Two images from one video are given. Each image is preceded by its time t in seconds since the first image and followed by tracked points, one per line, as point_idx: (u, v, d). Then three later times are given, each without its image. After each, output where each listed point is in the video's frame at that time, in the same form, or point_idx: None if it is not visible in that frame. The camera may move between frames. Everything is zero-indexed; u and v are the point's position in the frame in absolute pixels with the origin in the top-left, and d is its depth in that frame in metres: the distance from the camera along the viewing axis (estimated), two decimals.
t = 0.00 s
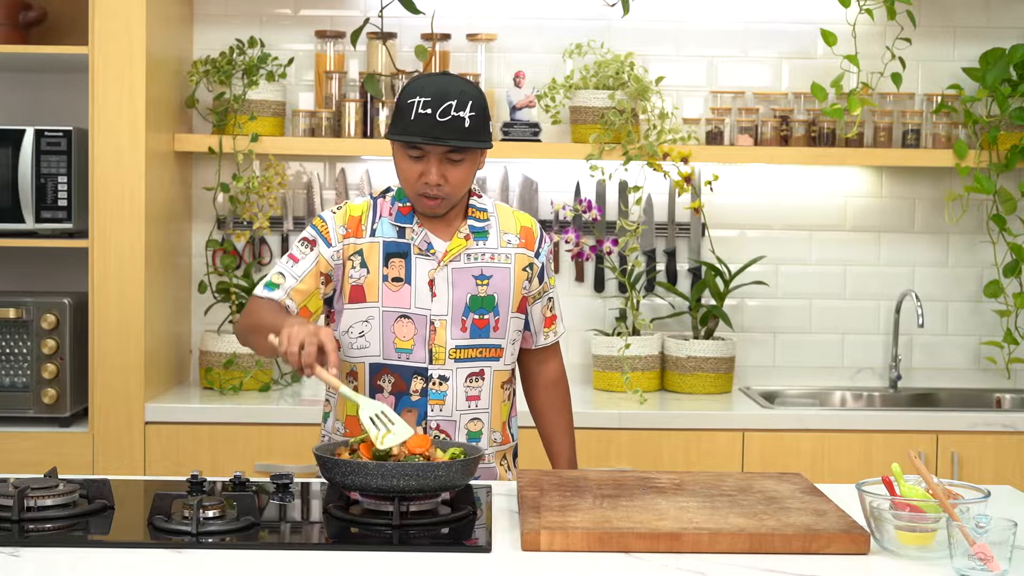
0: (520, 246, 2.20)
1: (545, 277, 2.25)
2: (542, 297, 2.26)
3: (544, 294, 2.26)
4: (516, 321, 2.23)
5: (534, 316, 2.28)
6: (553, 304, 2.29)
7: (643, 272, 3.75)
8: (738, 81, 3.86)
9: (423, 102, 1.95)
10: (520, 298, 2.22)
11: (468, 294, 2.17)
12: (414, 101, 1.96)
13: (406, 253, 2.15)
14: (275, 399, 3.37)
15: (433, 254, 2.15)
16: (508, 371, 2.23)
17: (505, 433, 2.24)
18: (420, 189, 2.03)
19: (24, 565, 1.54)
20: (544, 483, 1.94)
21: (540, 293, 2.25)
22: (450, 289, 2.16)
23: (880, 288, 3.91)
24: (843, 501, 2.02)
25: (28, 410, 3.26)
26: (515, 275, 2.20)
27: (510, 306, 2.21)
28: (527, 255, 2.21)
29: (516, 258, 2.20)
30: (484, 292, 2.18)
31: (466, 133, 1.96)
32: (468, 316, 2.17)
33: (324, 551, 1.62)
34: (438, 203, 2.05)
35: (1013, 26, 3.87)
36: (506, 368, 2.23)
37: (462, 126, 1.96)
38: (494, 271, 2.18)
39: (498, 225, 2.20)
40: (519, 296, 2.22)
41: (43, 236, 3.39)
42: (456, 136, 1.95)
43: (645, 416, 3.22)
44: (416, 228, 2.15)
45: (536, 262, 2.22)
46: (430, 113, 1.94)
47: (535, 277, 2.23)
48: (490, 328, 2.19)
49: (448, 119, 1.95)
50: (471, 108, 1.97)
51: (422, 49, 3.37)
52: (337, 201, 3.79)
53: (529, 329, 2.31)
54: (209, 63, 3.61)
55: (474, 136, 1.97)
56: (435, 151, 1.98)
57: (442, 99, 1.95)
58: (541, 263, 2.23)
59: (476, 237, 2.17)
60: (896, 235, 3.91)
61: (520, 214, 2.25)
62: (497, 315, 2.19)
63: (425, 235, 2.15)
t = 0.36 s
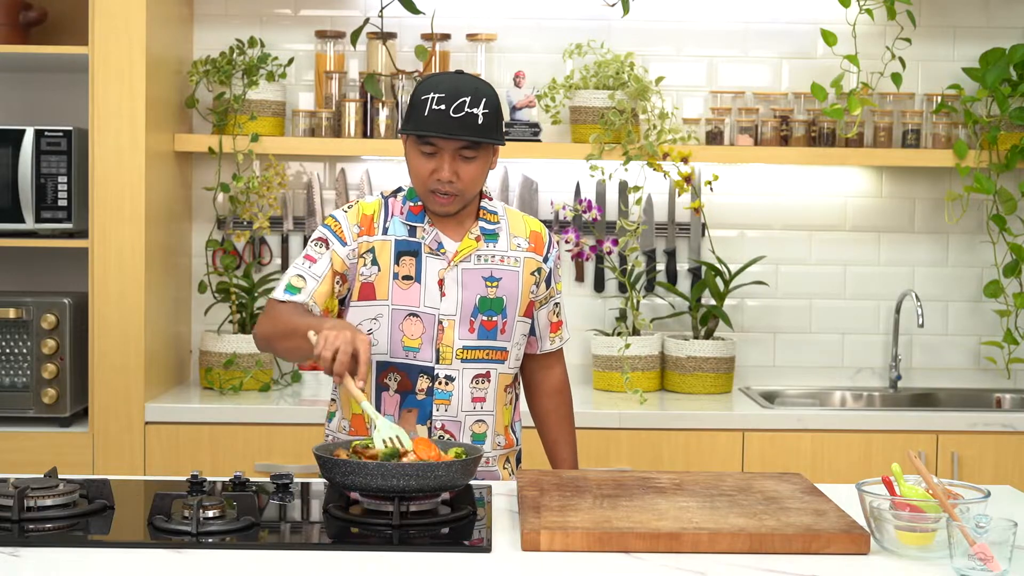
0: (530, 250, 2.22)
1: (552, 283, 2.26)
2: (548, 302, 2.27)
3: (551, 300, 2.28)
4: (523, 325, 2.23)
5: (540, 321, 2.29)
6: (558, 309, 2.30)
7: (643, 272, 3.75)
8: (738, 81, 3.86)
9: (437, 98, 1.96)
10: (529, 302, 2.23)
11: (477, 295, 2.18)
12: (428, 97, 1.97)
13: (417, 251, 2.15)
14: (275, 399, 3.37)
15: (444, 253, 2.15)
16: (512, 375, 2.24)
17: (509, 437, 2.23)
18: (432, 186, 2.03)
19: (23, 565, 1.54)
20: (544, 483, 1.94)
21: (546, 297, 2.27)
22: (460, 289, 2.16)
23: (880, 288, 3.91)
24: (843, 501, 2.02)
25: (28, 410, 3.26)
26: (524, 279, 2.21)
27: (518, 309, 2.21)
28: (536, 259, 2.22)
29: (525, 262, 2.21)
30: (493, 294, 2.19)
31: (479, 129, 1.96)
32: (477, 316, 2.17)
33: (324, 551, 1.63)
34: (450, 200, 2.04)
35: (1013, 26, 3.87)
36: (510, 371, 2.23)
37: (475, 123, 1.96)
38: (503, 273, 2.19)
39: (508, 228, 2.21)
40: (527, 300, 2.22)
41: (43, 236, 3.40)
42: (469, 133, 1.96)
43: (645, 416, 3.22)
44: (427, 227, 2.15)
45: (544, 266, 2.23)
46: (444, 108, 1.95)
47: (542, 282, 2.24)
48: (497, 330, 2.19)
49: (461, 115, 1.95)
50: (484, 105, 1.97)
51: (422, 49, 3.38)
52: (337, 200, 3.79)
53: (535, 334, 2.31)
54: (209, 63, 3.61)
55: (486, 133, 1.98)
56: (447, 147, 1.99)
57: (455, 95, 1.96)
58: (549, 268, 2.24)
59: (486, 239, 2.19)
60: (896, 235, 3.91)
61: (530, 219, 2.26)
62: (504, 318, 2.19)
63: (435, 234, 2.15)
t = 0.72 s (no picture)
0: (522, 248, 2.22)
1: (544, 279, 2.27)
2: (540, 298, 2.28)
3: (543, 296, 2.28)
4: (515, 323, 2.24)
5: (532, 318, 2.30)
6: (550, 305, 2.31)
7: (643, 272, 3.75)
8: (738, 81, 3.86)
9: (429, 97, 1.96)
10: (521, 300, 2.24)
11: (472, 294, 2.17)
12: (419, 97, 1.96)
13: (410, 251, 2.15)
14: (275, 399, 3.37)
15: (436, 252, 2.15)
16: (506, 373, 2.24)
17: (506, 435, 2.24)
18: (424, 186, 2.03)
19: (23, 565, 1.54)
20: (544, 483, 1.94)
21: (538, 294, 2.27)
22: (454, 288, 2.16)
23: (881, 288, 3.91)
24: (843, 501, 2.02)
25: (28, 410, 3.25)
26: (516, 277, 2.21)
27: (511, 307, 2.22)
28: (527, 257, 2.22)
29: (517, 260, 2.21)
30: (487, 292, 2.19)
31: (471, 129, 1.97)
32: (472, 316, 2.17)
33: (324, 551, 1.62)
34: (443, 200, 2.05)
35: (1013, 25, 3.87)
36: (505, 369, 2.23)
37: (467, 122, 1.96)
38: (495, 271, 2.19)
39: (500, 226, 2.21)
40: (519, 297, 2.23)
41: (43, 236, 3.39)
42: (461, 133, 1.96)
43: (646, 416, 3.21)
44: (418, 227, 2.15)
45: (535, 264, 2.23)
46: (436, 108, 1.95)
47: (534, 279, 2.24)
48: (492, 329, 2.19)
49: (453, 115, 1.95)
50: (476, 104, 1.98)
51: (422, 49, 3.37)
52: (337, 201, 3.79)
53: (528, 330, 2.32)
54: (209, 63, 3.61)
55: (478, 132, 1.98)
56: (439, 146, 1.99)
57: (447, 95, 1.96)
58: (540, 265, 2.25)
59: (478, 238, 2.18)
60: (896, 235, 3.91)
61: (520, 216, 2.26)
62: (498, 316, 2.20)
63: (427, 234, 2.15)
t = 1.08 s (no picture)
0: (549, 250, 2.20)
1: (572, 282, 2.23)
2: (568, 302, 2.24)
3: (571, 300, 2.24)
4: (544, 324, 2.24)
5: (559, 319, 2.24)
6: (579, 310, 2.25)
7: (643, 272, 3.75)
8: (738, 81, 3.86)
9: (453, 101, 1.95)
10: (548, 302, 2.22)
11: (498, 296, 2.17)
12: (444, 101, 1.96)
13: (436, 254, 2.15)
14: (274, 399, 3.37)
15: (463, 255, 2.15)
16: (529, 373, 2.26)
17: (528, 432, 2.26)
18: (449, 189, 2.03)
19: (23, 565, 1.54)
20: (544, 483, 1.94)
21: (565, 298, 2.23)
22: (479, 291, 2.17)
23: (880, 288, 3.91)
24: (843, 501, 2.02)
25: (28, 409, 3.26)
26: (543, 279, 2.20)
27: (538, 310, 2.21)
28: (554, 259, 2.20)
29: (544, 262, 2.19)
30: (513, 295, 2.18)
31: (495, 133, 1.96)
32: (497, 318, 2.18)
33: (324, 551, 1.62)
34: (467, 204, 2.04)
35: (1013, 26, 3.87)
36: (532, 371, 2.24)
37: (491, 126, 1.96)
38: (522, 274, 2.18)
39: (528, 229, 2.20)
40: (546, 300, 2.21)
41: (44, 236, 3.40)
42: (485, 136, 1.95)
43: (645, 415, 3.22)
44: (446, 229, 2.14)
45: (563, 266, 2.21)
46: (460, 112, 1.95)
47: (561, 282, 2.22)
48: (518, 332, 2.20)
49: (477, 119, 1.95)
50: (501, 108, 1.97)
51: (422, 49, 3.37)
52: (337, 200, 3.79)
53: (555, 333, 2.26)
54: (209, 63, 3.61)
55: (502, 136, 1.97)
56: (464, 150, 1.98)
57: (471, 98, 1.95)
58: (568, 268, 2.22)
59: (506, 240, 2.17)
60: (896, 235, 3.91)
61: (550, 217, 2.24)
62: (525, 319, 2.20)
63: (455, 236, 2.14)
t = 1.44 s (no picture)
0: (519, 247, 2.19)
1: (533, 278, 2.18)
2: (525, 297, 2.18)
3: (528, 295, 2.18)
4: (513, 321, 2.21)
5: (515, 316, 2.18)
6: (539, 307, 2.17)
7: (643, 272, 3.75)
8: (738, 81, 3.86)
9: (432, 95, 1.98)
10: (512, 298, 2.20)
11: (468, 292, 2.18)
12: (423, 94, 1.99)
13: (413, 249, 2.17)
14: (275, 399, 3.37)
15: (437, 252, 2.16)
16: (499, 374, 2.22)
17: (501, 429, 2.23)
18: (427, 182, 2.04)
19: (23, 565, 1.54)
20: (544, 483, 1.94)
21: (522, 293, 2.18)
22: (452, 287, 2.17)
23: (881, 288, 3.91)
24: (843, 501, 2.02)
25: (28, 410, 3.25)
26: (511, 276, 2.19)
27: (506, 306, 2.19)
28: (523, 256, 2.18)
29: (513, 259, 2.18)
30: (482, 291, 2.18)
31: (473, 126, 1.98)
32: (466, 314, 2.18)
33: (323, 551, 1.62)
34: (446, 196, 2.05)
35: (1013, 26, 3.87)
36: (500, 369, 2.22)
37: (469, 119, 1.97)
38: (492, 271, 2.18)
39: (502, 228, 2.19)
40: (513, 297, 2.19)
41: (43, 236, 3.39)
42: (463, 129, 1.97)
43: (646, 416, 3.21)
44: (423, 225, 2.16)
45: (530, 263, 2.18)
46: (439, 105, 1.97)
47: (523, 277, 2.18)
48: (485, 328, 2.18)
49: (455, 111, 1.97)
50: (479, 102, 1.99)
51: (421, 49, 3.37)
52: (337, 200, 3.79)
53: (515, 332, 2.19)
54: (209, 63, 3.61)
55: (480, 129, 1.99)
56: (443, 142, 2.00)
57: (450, 92, 1.98)
58: (531, 263, 2.18)
59: (479, 238, 2.17)
60: (896, 235, 3.90)
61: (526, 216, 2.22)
62: (493, 315, 2.18)
63: (431, 233, 2.16)
